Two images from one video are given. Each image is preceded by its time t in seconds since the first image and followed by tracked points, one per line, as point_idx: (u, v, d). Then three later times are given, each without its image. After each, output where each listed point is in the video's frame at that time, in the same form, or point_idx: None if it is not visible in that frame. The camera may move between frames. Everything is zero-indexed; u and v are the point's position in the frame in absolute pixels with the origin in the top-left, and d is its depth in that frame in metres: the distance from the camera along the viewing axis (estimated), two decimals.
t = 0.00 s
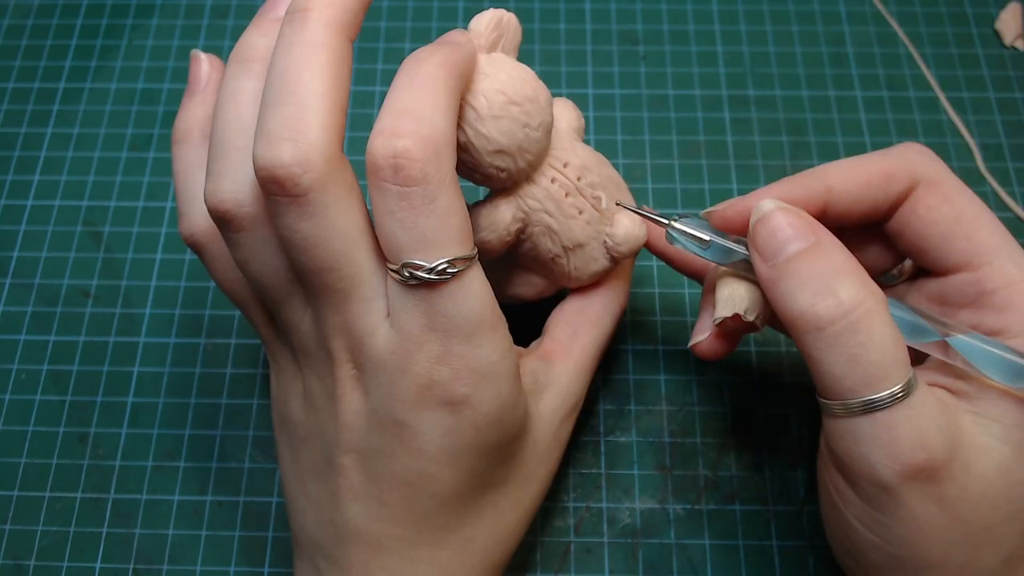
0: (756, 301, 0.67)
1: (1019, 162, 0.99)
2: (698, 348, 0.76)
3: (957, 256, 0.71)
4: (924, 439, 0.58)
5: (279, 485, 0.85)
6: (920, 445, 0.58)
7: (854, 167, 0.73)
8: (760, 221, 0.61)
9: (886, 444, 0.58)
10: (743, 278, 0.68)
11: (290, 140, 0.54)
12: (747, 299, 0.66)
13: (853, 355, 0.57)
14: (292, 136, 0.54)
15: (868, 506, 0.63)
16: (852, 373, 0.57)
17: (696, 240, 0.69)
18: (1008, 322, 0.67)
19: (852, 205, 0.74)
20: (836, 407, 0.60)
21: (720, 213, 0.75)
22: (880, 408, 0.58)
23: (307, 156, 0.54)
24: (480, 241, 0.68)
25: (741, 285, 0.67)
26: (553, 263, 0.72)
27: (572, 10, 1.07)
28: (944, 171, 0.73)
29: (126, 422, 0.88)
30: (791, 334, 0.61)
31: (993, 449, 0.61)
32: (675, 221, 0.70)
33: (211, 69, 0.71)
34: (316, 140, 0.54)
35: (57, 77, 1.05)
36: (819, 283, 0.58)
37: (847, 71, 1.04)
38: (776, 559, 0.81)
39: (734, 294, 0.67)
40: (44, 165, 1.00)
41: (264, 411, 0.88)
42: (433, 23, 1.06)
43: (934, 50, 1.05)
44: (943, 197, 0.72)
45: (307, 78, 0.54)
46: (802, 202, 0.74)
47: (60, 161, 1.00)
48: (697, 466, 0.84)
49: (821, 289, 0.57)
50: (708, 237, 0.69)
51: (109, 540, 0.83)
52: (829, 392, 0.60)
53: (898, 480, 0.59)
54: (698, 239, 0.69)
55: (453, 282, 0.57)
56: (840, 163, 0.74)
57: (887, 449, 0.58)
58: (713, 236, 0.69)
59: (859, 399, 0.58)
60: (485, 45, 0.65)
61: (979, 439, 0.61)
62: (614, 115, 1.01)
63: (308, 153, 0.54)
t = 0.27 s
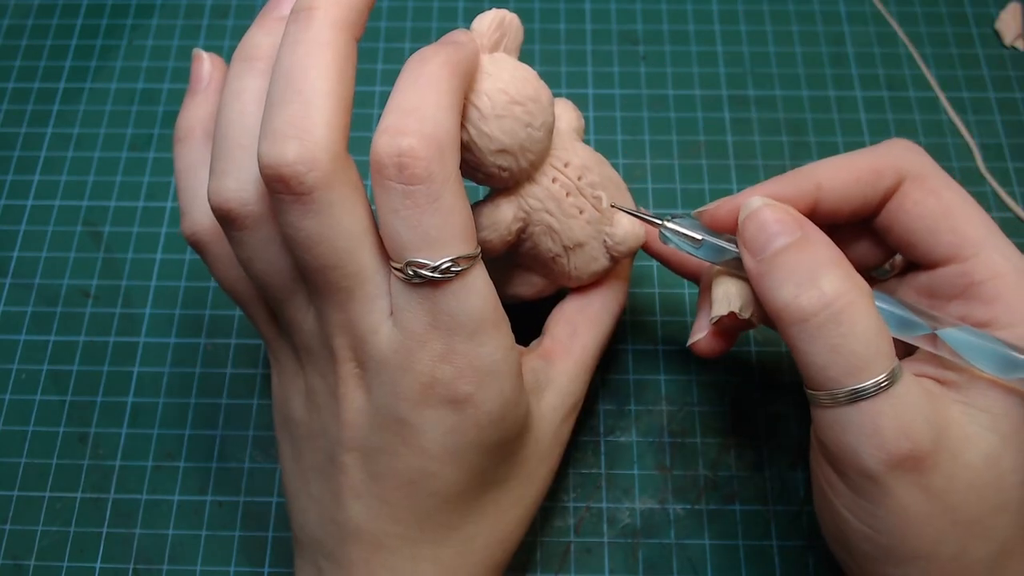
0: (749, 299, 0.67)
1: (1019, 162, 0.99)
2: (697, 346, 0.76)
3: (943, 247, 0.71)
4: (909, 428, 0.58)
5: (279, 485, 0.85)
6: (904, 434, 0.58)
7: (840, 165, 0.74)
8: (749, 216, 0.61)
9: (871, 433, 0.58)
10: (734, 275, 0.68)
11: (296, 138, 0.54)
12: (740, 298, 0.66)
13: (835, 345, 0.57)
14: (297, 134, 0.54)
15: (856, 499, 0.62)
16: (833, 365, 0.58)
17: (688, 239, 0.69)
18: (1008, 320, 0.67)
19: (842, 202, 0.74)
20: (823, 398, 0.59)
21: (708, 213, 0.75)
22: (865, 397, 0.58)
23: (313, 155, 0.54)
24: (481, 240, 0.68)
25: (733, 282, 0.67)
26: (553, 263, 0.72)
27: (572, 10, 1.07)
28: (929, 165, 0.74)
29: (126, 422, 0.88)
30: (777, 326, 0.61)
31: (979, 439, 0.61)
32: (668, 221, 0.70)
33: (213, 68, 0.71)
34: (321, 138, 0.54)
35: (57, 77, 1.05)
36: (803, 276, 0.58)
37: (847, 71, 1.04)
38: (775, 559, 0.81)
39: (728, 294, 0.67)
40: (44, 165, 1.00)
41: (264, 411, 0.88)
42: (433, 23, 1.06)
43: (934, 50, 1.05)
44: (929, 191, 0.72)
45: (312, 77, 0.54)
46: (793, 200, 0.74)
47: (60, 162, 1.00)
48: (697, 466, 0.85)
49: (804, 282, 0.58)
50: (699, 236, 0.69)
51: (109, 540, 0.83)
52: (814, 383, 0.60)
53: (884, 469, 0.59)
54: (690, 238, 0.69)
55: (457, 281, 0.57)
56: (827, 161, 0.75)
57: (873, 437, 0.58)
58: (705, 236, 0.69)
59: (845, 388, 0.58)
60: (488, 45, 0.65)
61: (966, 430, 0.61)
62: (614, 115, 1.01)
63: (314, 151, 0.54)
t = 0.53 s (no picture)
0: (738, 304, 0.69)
1: (1019, 162, 0.99)
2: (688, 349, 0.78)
3: (929, 252, 0.71)
4: (891, 430, 0.58)
5: (279, 485, 0.85)
6: (886, 436, 0.58)
7: (822, 171, 0.74)
8: (731, 222, 0.62)
9: (853, 435, 0.58)
10: (720, 281, 0.69)
11: (299, 137, 0.54)
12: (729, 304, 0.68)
13: (814, 351, 0.57)
14: (300, 134, 0.54)
15: (844, 499, 0.62)
16: (815, 370, 0.58)
17: (672, 246, 0.69)
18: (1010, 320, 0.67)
19: (824, 208, 0.74)
20: (808, 401, 0.59)
21: (691, 219, 0.75)
22: (848, 399, 0.58)
23: (316, 154, 0.54)
24: (483, 240, 0.68)
25: (722, 288, 0.69)
26: (553, 263, 0.72)
27: (572, 10, 1.07)
28: (915, 170, 0.73)
29: (126, 422, 0.88)
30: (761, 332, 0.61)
31: (965, 439, 0.61)
32: (652, 229, 0.70)
33: (215, 68, 0.71)
34: (324, 138, 0.54)
35: (57, 77, 1.05)
36: (780, 283, 0.58)
37: (847, 71, 1.05)
38: (776, 559, 0.81)
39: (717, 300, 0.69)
40: (44, 165, 1.00)
41: (265, 411, 0.88)
42: (433, 23, 1.06)
43: (934, 50, 1.05)
44: (913, 196, 0.72)
45: (316, 77, 0.54)
46: (773, 207, 0.75)
47: (60, 162, 1.00)
48: (697, 467, 0.85)
49: (781, 288, 0.58)
50: (684, 242, 0.69)
51: (109, 540, 0.83)
52: (798, 386, 0.60)
53: (867, 469, 0.59)
54: (675, 244, 0.69)
55: (459, 281, 0.57)
56: (810, 167, 0.75)
57: (855, 440, 0.58)
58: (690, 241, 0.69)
59: (828, 391, 0.58)
60: (490, 46, 0.65)
61: (951, 430, 0.61)
62: (614, 115, 1.01)
63: (317, 151, 0.54)
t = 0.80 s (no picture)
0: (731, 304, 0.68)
1: (1019, 162, 0.99)
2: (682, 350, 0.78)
3: (921, 255, 0.71)
4: (879, 431, 0.58)
5: (279, 485, 0.85)
6: (875, 437, 0.58)
7: (813, 173, 0.74)
8: (720, 224, 0.62)
9: (841, 437, 0.58)
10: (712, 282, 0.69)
11: (302, 137, 0.54)
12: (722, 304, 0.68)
13: (802, 354, 0.57)
14: (303, 134, 0.54)
15: (835, 500, 0.62)
16: (803, 374, 0.58)
17: (665, 246, 0.68)
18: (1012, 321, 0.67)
19: (814, 210, 0.74)
20: (798, 404, 0.59)
21: (682, 219, 0.75)
22: (838, 402, 0.57)
23: (319, 154, 0.54)
24: (483, 240, 0.68)
25: (713, 289, 0.68)
26: (554, 263, 0.72)
27: (572, 10, 1.07)
28: (908, 173, 0.73)
29: (126, 422, 0.88)
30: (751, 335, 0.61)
31: (955, 440, 0.61)
32: (645, 229, 0.70)
33: (216, 68, 0.71)
34: (326, 137, 0.54)
35: (57, 77, 1.05)
36: (768, 286, 0.58)
37: (847, 71, 1.04)
38: (776, 559, 0.81)
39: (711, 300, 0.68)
40: (44, 165, 1.00)
41: (265, 411, 0.88)
42: (433, 23, 1.06)
43: (934, 50, 1.05)
44: (905, 199, 0.72)
45: (318, 77, 0.55)
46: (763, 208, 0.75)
47: (60, 162, 1.00)
48: (698, 467, 0.84)
49: (768, 292, 0.58)
50: (676, 243, 0.68)
51: (109, 540, 0.83)
52: (787, 389, 0.60)
53: (856, 471, 0.59)
54: (666, 245, 0.68)
55: (461, 280, 0.57)
56: (801, 169, 0.75)
57: (843, 442, 0.58)
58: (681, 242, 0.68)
59: (818, 394, 0.58)
60: (491, 46, 0.65)
61: (941, 431, 0.61)
62: (614, 115, 1.01)
63: (319, 150, 0.54)
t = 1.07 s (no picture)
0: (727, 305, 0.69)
1: (1019, 162, 0.99)
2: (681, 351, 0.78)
3: (915, 257, 0.71)
4: (872, 432, 0.58)
5: (279, 485, 0.85)
6: (867, 438, 0.58)
7: (806, 175, 0.74)
8: (713, 225, 0.62)
9: (834, 439, 0.58)
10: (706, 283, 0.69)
11: (303, 137, 0.54)
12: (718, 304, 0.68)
13: (793, 356, 0.57)
14: (304, 134, 0.54)
15: (830, 501, 0.62)
16: (795, 376, 0.58)
17: (660, 249, 0.69)
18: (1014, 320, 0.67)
19: (807, 211, 0.75)
20: (792, 405, 0.59)
21: (676, 221, 0.76)
22: (830, 403, 0.57)
23: (320, 154, 0.54)
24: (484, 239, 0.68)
25: (707, 290, 0.69)
26: (554, 263, 0.72)
27: (572, 10, 1.07)
28: (901, 174, 0.73)
29: (126, 422, 0.88)
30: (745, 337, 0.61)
31: (948, 441, 0.61)
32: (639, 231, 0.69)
33: (217, 68, 0.71)
34: (328, 137, 0.54)
35: (56, 77, 1.05)
36: (760, 288, 0.58)
37: (847, 71, 1.04)
38: (776, 560, 0.81)
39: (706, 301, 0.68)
40: (44, 165, 1.00)
41: (265, 410, 0.88)
42: (433, 23, 1.06)
43: (934, 50, 1.05)
44: (897, 201, 0.72)
45: (320, 77, 0.55)
46: (756, 209, 0.75)
47: (60, 162, 1.00)
48: (697, 467, 0.85)
49: (759, 294, 0.58)
50: (671, 245, 0.69)
51: (109, 540, 0.83)
52: (780, 391, 0.59)
53: (850, 472, 0.59)
54: (661, 247, 0.69)
55: (462, 280, 0.57)
56: (794, 171, 0.75)
57: (836, 443, 0.58)
58: (676, 243, 0.69)
59: (810, 395, 0.58)
60: (491, 46, 0.65)
61: (935, 431, 0.61)
62: (614, 115, 1.01)
63: (320, 150, 0.54)
